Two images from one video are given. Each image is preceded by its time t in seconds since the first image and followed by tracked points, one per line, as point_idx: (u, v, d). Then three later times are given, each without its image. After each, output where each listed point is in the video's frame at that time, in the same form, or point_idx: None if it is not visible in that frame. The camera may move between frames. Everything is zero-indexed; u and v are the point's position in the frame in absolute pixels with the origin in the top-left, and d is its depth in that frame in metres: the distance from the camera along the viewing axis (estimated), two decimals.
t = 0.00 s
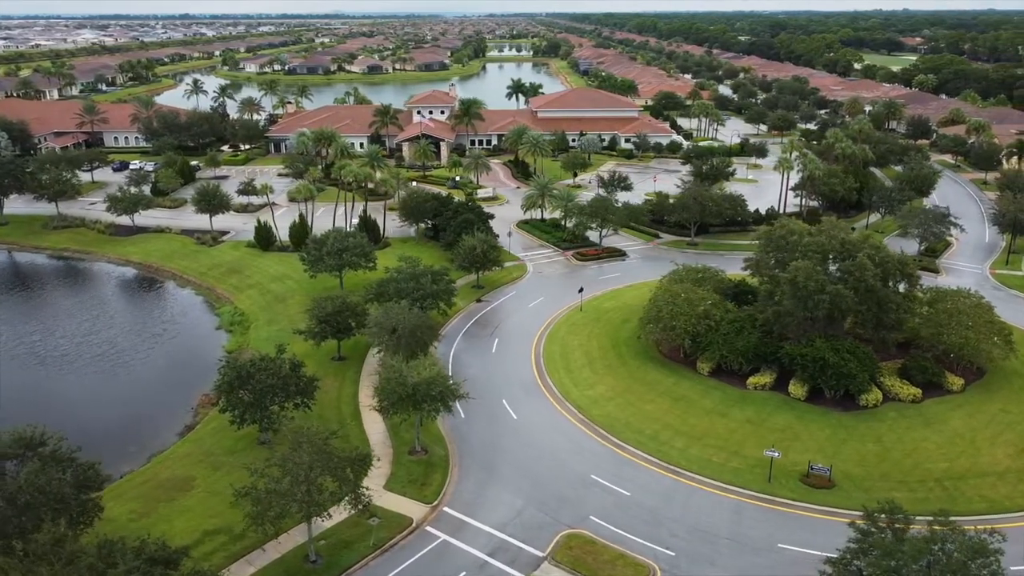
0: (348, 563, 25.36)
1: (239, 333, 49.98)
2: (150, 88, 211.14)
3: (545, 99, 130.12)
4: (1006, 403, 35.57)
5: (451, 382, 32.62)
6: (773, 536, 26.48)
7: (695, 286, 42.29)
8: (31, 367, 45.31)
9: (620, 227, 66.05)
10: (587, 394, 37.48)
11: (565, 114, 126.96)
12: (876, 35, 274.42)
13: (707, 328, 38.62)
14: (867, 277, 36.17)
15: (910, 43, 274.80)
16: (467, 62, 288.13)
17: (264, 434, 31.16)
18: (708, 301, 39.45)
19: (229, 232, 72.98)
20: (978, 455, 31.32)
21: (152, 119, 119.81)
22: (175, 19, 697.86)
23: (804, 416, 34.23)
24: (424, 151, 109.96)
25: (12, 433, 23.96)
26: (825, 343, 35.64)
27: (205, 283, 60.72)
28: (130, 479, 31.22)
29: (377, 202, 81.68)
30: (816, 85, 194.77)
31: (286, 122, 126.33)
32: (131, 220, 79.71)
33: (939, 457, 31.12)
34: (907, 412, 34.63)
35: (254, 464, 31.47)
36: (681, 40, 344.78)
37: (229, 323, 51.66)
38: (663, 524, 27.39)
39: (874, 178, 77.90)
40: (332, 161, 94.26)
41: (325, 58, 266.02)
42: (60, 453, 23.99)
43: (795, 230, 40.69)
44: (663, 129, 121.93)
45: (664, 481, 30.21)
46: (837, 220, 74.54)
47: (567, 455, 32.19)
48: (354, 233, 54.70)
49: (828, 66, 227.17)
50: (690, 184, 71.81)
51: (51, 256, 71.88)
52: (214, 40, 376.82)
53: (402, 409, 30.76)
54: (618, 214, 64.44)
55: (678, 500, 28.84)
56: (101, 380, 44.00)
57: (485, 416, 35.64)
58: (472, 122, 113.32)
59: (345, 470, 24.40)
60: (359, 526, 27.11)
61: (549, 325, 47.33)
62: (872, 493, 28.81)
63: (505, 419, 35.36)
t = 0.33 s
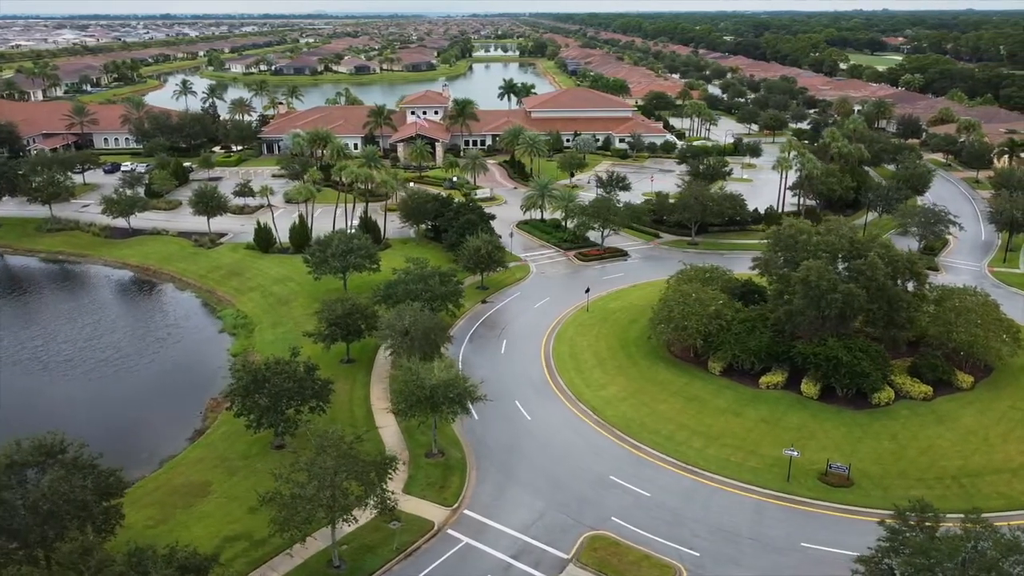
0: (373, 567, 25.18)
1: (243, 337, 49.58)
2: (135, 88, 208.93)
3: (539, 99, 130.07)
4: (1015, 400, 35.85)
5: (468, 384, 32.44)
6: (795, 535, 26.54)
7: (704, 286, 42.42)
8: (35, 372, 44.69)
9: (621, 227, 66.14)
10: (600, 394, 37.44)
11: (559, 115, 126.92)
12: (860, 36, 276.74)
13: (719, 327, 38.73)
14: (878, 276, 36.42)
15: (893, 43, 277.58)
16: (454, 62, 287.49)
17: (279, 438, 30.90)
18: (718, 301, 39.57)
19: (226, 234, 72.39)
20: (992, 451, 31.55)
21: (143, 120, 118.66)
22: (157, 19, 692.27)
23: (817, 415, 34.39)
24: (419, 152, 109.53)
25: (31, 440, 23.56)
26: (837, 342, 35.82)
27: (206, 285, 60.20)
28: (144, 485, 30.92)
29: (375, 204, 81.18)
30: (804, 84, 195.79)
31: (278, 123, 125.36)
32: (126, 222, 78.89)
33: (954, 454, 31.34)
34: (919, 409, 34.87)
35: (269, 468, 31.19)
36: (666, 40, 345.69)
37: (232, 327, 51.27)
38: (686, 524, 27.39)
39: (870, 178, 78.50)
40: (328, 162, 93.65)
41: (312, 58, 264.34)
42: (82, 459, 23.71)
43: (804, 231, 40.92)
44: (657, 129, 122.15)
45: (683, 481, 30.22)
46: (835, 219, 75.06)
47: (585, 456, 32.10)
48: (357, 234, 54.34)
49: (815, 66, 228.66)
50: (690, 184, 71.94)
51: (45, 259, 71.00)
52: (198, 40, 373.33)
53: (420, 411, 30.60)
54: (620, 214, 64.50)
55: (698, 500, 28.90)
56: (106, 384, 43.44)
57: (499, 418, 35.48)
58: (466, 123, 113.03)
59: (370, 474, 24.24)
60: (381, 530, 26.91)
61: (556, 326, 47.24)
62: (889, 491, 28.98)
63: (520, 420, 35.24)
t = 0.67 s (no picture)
0: (400, 571, 25.05)
1: (250, 339, 49.25)
2: (124, 89, 207.39)
3: (535, 100, 130.04)
4: None
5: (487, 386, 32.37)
6: (821, 535, 26.61)
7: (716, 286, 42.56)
8: (42, 378, 44.18)
9: (625, 228, 66.15)
10: (616, 395, 37.47)
11: (556, 115, 126.99)
12: (847, 36, 278.65)
13: (732, 327, 38.87)
14: (891, 275, 36.74)
15: (879, 43, 279.80)
16: (444, 62, 287.00)
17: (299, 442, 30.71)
18: (732, 301, 39.72)
19: (227, 236, 71.92)
20: (1010, 448, 31.74)
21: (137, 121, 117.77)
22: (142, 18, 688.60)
23: (835, 414, 34.52)
24: (416, 152, 109.12)
25: (56, 448, 23.31)
26: (852, 341, 36.00)
27: (209, 288, 59.78)
28: (161, 490, 30.69)
29: (375, 204, 80.83)
30: (795, 84, 196.55)
31: (273, 123, 124.70)
32: (124, 225, 78.19)
33: (972, 452, 31.49)
34: (935, 407, 35.05)
35: (288, 473, 30.98)
36: (654, 40, 346.37)
37: (239, 329, 50.92)
38: (711, 524, 27.42)
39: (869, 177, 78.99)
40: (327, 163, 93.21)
41: (301, 58, 263.18)
42: (108, 465, 23.49)
43: (815, 231, 41.16)
44: (654, 129, 121.98)
45: (705, 481, 30.24)
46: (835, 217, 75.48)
47: (605, 458, 32.09)
48: (363, 235, 54.05)
49: (804, 66, 229.82)
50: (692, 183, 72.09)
51: (43, 262, 70.30)
52: (184, 39, 370.38)
53: (441, 413, 30.52)
54: (624, 214, 64.57)
55: (722, 499, 28.93)
56: (113, 388, 43.08)
57: (516, 419, 35.41)
58: (464, 123, 112.79)
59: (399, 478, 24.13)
60: (407, 533, 26.77)
61: (567, 326, 47.22)
62: (911, 490, 29.10)
63: (537, 421, 35.19)
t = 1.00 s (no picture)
0: (433, 573, 24.95)
1: (262, 341, 49.02)
2: (115, 90, 206.09)
3: (534, 100, 129.99)
4: None
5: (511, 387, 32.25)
6: (852, 535, 26.67)
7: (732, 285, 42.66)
8: (56, 382, 43.88)
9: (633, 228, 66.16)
10: (635, 395, 37.45)
11: (555, 115, 126.91)
12: (837, 36, 280.04)
13: (751, 327, 38.89)
14: (909, 275, 36.91)
15: (869, 42, 281.34)
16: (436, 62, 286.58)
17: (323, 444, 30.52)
18: (750, 301, 39.78)
19: (232, 237, 71.63)
20: None
21: (136, 122, 116.99)
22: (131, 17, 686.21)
23: (855, 413, 34.63)
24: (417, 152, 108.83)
25: (89, 452, 23.15)
26: (871, 340, 36.12)
27: (216, 289, 59.48)
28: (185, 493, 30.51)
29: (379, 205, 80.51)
30: (789, 84, 197.19)
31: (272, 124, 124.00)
32: (127, 226, 77.66)
33: (995, 450, 31.60)
34: (953, 405, 35.22)
35: (312, 475, 30.81)
36: (645, 40, 346.73)
37: (250, 331, 50.69)
38: (741, 524, 27.42)
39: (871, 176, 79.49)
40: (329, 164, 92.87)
41: (293, 58, 262.15)
42: (140, 470, 23.35)
43: (832, 229, 41.26)
44: (654, 129, 121.81)
45: (731, 480, 30.26)
46: (838, 217, 75.84)
47: (630, 458, 32.05)
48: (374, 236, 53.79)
49: (796, 66, 230.65)
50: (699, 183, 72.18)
51: (46, 264, 69.83)
52: (174, 39, 368.50)
53: (467, 414, 30.41)
54: (632, 214, 64.61)
55: (750, 499, 28.93)
56: (128, 392, 42.78)
57: (538, 420, 35.31)
58: (464, 124, 112.64)
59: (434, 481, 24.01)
60: (438, 536, 26.67)
61: (581, 326, 47.18)
62: (937, 489, 29.19)
63: (559, 422, 35.10)
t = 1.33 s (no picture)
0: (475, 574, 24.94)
1: (280, 342, 48.93)
2: (112, 90, 205.46)
3: (538, 100, 129.88)
4: None
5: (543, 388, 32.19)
6: (890, 534, 26.71)
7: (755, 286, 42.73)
8: (77, 385, 43.64)
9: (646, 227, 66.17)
10: (663, 395, 37.45)
11: (559, 115, 126.87)
12: (833, 36, 280.75)
13: (777, 327, 38.94)
14: (935, 275, 36.98)
15: (863, 42, 282.04)
16: (433, 62, 286.17)
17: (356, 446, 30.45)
18: (774, 301, 39.85)
19: (244, 238, 71.50)
20: None
21: (140, 122, 116.54)
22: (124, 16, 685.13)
23: (884, 412, 34.67)
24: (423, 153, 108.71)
25: (134, 456, 23.13)
26: (898, 340, 36.20)
27: (231, 290, 59.32)
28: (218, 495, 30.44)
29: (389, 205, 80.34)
30: (789, 83, 197.55)
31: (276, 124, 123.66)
32: (137, 227, 77.39)
33: None
34: (981, 404, 35.30)
35: (345, 477, 30.75)
36: (639, 40, 347.12)
37: (268, 332, 50.56)
38: (779, 524, 27.43)
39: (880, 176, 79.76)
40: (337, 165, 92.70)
41: (290, 59, 261.58)
42: (185, 473, 23.34)
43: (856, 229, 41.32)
44: (659, 129, 121.99)
45: (765, 480, 30.27)
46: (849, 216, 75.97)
47: (662, 459, 32.02)
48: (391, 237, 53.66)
49: (794, 66, 231.09)
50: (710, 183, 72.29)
51: (56, 265, 69.58)
52: (165, 39, 366.18)
53: (502, 415, 30.34)
54: (646, 214, 64.62)
55: (786, 499, 28.94)
56: (151, 394, 42.67)
57: (567, 421, 35.27)
58: (470, 124, 112.61)
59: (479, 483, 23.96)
60: (478, 538, 26.65)
61: (602, 327, 47.19)
62: (971, 488, 29.24)
63: (588, 423, 35.07)
